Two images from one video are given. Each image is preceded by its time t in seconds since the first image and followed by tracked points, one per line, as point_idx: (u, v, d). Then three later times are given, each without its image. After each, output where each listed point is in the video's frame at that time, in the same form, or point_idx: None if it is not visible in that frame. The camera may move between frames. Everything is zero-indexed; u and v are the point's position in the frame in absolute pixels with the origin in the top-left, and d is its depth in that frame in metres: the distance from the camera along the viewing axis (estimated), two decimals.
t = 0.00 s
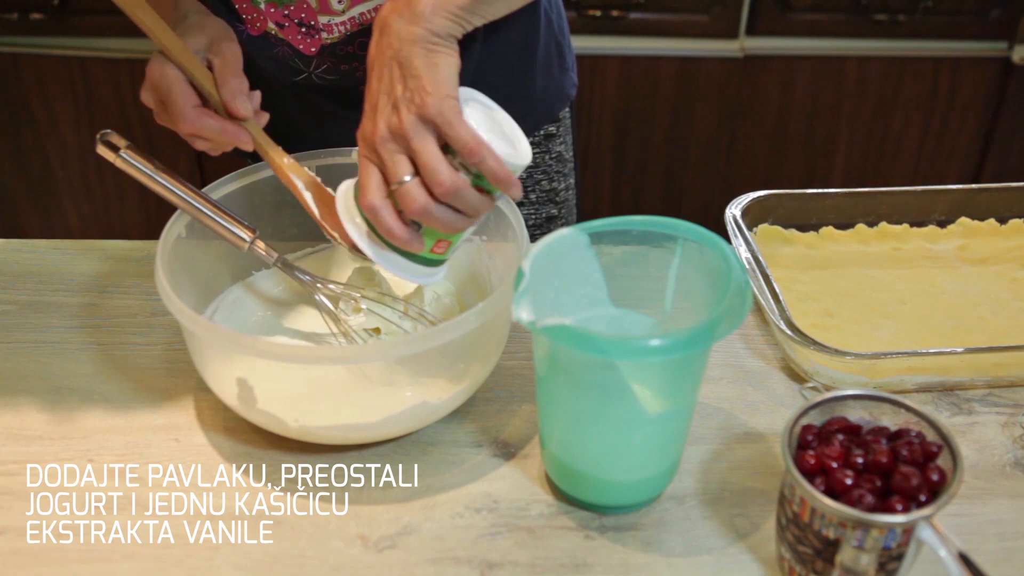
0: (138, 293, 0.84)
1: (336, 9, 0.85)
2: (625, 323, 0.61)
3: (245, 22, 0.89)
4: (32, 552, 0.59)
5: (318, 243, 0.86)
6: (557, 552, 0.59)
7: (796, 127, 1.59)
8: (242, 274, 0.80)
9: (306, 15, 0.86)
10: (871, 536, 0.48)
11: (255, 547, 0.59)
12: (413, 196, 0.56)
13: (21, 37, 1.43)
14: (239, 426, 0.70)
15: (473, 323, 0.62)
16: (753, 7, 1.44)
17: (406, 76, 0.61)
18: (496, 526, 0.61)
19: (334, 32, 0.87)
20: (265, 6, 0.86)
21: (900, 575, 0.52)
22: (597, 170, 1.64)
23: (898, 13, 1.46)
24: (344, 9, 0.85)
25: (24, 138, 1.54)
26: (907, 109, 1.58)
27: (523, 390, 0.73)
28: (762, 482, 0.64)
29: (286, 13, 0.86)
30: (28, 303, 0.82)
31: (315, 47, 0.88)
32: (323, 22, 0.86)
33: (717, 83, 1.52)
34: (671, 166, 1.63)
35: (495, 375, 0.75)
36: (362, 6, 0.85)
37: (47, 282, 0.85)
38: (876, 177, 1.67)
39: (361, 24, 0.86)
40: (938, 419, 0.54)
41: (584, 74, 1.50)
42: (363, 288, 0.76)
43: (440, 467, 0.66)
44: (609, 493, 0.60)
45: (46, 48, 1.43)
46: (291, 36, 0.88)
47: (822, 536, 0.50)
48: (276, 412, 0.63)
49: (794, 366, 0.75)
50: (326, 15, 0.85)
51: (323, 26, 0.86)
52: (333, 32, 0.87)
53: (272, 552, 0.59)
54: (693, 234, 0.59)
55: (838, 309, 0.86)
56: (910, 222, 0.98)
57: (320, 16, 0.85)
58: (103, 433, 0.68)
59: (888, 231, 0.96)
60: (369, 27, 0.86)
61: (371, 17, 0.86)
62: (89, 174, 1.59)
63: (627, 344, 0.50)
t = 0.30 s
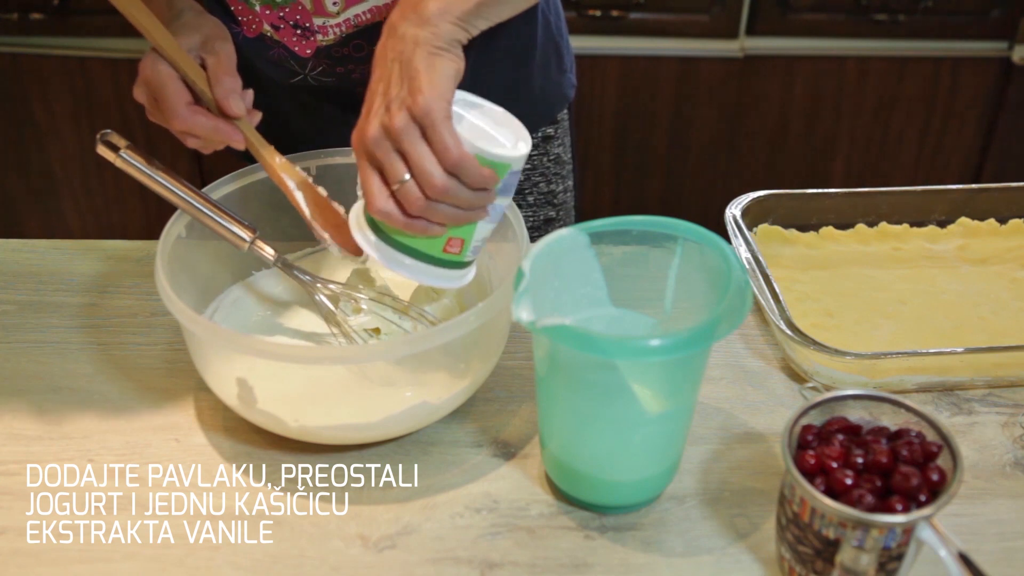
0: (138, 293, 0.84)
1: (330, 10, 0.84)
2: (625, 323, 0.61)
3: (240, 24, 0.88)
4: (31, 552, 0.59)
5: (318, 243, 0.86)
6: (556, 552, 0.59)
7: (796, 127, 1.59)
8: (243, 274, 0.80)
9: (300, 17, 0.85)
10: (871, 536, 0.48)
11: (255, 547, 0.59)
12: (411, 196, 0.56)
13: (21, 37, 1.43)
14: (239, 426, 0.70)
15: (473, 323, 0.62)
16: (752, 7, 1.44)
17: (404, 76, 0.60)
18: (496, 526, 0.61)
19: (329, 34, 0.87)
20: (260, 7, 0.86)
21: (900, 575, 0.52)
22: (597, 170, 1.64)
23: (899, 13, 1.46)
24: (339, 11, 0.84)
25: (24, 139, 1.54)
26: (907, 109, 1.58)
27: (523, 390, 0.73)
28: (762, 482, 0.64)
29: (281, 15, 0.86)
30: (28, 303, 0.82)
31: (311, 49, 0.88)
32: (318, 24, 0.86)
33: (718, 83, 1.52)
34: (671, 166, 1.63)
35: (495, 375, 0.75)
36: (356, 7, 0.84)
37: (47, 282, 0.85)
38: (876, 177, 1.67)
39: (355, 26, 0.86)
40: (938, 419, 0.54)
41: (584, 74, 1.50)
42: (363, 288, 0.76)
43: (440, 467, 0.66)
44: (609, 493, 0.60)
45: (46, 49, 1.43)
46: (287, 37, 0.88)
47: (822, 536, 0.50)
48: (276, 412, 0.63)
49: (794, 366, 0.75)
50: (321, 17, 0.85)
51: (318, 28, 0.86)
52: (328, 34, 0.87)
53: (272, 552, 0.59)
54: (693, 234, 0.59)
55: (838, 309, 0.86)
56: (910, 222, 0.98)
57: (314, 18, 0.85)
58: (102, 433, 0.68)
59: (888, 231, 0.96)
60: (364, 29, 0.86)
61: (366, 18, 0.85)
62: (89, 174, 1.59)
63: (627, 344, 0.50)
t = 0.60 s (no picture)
0: (139, 293, 0.84)
1: (326, 10, 0.84)
2: (625, 323, 0.61)
3: (235, 23, 0.88)
4: (31, 552, 0.59)
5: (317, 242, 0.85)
6: (556, 552, 0.59)
7: (796, 127, 1.59)
8: (242, 274, 0.80)
9: (296, 16, 0.85)
10: (871, 536, 0.48)
11: (255, 547, 0.59)
12: (425, 191, 0.57)
13: (21, 36, 1.43)
14: (239, 426, 0.70)
15: (473, 322, 0.62)
16: (753, 7, 1.44)
17: (454, 69, 0.60)
18: (496, 526, 0.61)
19: (325, 34, 0.87)
20: (255, 7, 0.86)
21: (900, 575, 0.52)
22: (597, 170, 1.64)
23: (899, 13, 1.46)
24: (335, 10, 0.85)
25: (24, 139, 1.54)
26: (907, 109, 1.58)
27: (523, 390, 0.73)
28: (762, 482, 0.64)
29: (276, 15, 0.86)
30: (28, 303, 0.82)
31: (305, 50, 0.88)
32: (314, 23, 0.86)
33: (719, 81, 1.52)
34: (671, 166, 1.63)
35: (495, 375, 0.75)
36: (354, 7, 0.85)
37: (48, 282, 0.85)
38: (877, 177, 1.67)
39: (352, 26, 0.86)
40: (938, 419, 0.54)
41: (584, 74, 1.50)
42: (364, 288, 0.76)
43: (440, 468, 0.66)
44: (609, 492, 0.60)
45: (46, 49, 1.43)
46: (283, 37, 0.88)
47: (822, 536, 0.50)
48: (276, 412, 0.63)
49: (794, 366, 0.75)
50: (318, 16, 0.85)
51: (314, 27, 0.86)
52: (323, 33, 0.87)
53: (272, 552, 0.59)
54: (693, 234, 0.59)
55: (838, 309, 0.86)
56: (910, 222, 0.98)
57: (310, 17, 0.85)
58: (102, 433, 0.68)
59: (888, 231, 0.96)
60: (360, 29, 0.86)
61: (363, 19, 0.86)
62: (89, 174, 1.59)
63: (628, 345, 0.50)
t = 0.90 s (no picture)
0: (139, 293, 0.84)
1: (332, 11, 1.01)
2: (625, 323, 0.61)
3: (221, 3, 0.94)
4: (31, 552, 0.59)
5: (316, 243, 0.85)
6: (557, 552, 0.59)
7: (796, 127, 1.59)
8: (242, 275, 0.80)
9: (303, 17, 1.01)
10: (871, 536, 0.48)
11: (255, 547, 0.59)
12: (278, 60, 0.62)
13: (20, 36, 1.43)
14: (239, 426, 0.70)
15: (472, 323, 0.62)
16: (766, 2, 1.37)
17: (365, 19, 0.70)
18: (496, 526, 0.61)
19: (330, 32, 1.03)
20: None
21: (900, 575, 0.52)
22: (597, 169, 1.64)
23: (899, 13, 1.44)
24: (341, 11, 1.01)
25: (24, 139, 1.54)
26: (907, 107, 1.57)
27: (523, 390, 0.73)
28: (762, 482, 0.64)
29: None
30: (29, 303, 0.82)
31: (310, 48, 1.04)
32: (320, 22, 1.02)
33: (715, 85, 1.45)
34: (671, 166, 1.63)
35: (495, 375, 0.75)
36: (357, 10, 1.02)
37: (48, 281, 0.85)
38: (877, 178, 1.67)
39: (354, 25, 1.04)
40: (938, 419, 0.54)
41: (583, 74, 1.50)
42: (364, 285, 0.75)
43: (440, 468, 0.66)
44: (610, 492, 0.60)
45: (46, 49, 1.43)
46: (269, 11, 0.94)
47: (822, 536, 0.50)
48: (276, 413, 0.63)
49: (794, 366, 0.75)
50: (323, 17, 1.01)
51: (320, 26, 1.02)
52: (328, 33, 1.03)
53: (272, 552, 0.59)
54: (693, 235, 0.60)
55: (838, 309, 0.86)
56: (910, 222, 0.98)
57: (316, 18, 1.01)
58: (103, 433, 0.68)
59: (889, 231, 0.96)
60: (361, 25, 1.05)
61: (363, 18, 1.04)
62: (89, 174, 1.59)
63: (628, 345, 0.50)
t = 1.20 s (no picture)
0: (138, 293, 0.84)
1: None
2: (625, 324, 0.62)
3: None
4: (31, 552, 0.59)
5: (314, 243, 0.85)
6: (557, 552, 0.59)
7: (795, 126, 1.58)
8: (241, 274, 0.80)
9: None
10: (871, 536, 0.48)
11: (255, 547, 0.59)
12: None
13: (20, 37, 1.43)
14: (239, 427, 0.70)
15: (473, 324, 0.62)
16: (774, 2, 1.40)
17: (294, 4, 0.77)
18: (496, 526, 0.61)
19: None
20: None
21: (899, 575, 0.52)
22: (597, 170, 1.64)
23: (898, 13, 1.46)
24: None
25: (24, 140, 1.54)
26: (907, 107, 1.57)
27: (523, 390, 0.73)
28: (762, 482, 0.64)
29: None
30: (29, 303, 0.82)
31: None
32: None
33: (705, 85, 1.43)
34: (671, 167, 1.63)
35: (495, 374, 0.75)
36: None
37: (48, 282, 0.85)
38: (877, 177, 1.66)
39: None
40: (938, 419, 0.54)
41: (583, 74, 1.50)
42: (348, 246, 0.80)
43: (440, 468, 0.66)
44: (610, 493, 0.60)
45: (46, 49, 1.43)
46: None
47: (822, 536, 0.50)
48: (275, 412, 0.63)
49: (794, 366, 0.75)
50: None
51: None
52: None
53: (272, 552, 0.59)
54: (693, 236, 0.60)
55: (838, 309, 0.86)
56: (909, 222, 0.97)
57: None
58: (103, 433, 0.68)
59: (888, 231, 0.96)
60: None
61: None
62: (89, 174, 1.58)
63: (628, 345, 0.50)
